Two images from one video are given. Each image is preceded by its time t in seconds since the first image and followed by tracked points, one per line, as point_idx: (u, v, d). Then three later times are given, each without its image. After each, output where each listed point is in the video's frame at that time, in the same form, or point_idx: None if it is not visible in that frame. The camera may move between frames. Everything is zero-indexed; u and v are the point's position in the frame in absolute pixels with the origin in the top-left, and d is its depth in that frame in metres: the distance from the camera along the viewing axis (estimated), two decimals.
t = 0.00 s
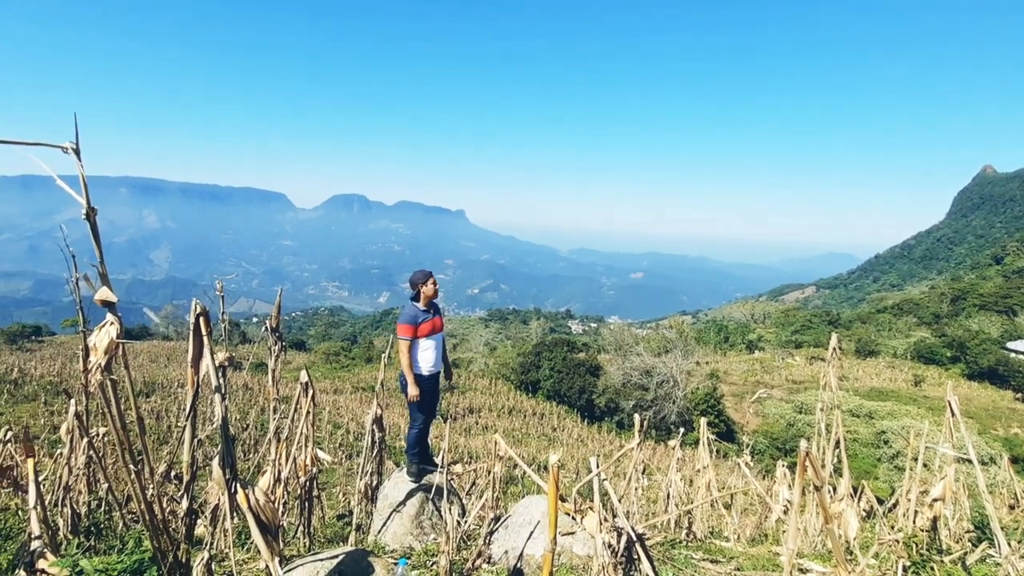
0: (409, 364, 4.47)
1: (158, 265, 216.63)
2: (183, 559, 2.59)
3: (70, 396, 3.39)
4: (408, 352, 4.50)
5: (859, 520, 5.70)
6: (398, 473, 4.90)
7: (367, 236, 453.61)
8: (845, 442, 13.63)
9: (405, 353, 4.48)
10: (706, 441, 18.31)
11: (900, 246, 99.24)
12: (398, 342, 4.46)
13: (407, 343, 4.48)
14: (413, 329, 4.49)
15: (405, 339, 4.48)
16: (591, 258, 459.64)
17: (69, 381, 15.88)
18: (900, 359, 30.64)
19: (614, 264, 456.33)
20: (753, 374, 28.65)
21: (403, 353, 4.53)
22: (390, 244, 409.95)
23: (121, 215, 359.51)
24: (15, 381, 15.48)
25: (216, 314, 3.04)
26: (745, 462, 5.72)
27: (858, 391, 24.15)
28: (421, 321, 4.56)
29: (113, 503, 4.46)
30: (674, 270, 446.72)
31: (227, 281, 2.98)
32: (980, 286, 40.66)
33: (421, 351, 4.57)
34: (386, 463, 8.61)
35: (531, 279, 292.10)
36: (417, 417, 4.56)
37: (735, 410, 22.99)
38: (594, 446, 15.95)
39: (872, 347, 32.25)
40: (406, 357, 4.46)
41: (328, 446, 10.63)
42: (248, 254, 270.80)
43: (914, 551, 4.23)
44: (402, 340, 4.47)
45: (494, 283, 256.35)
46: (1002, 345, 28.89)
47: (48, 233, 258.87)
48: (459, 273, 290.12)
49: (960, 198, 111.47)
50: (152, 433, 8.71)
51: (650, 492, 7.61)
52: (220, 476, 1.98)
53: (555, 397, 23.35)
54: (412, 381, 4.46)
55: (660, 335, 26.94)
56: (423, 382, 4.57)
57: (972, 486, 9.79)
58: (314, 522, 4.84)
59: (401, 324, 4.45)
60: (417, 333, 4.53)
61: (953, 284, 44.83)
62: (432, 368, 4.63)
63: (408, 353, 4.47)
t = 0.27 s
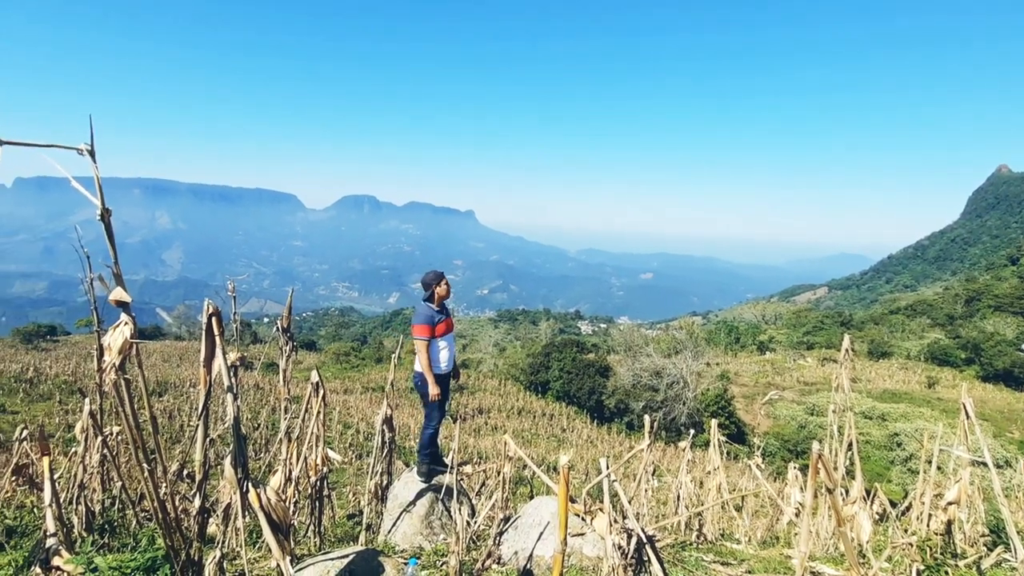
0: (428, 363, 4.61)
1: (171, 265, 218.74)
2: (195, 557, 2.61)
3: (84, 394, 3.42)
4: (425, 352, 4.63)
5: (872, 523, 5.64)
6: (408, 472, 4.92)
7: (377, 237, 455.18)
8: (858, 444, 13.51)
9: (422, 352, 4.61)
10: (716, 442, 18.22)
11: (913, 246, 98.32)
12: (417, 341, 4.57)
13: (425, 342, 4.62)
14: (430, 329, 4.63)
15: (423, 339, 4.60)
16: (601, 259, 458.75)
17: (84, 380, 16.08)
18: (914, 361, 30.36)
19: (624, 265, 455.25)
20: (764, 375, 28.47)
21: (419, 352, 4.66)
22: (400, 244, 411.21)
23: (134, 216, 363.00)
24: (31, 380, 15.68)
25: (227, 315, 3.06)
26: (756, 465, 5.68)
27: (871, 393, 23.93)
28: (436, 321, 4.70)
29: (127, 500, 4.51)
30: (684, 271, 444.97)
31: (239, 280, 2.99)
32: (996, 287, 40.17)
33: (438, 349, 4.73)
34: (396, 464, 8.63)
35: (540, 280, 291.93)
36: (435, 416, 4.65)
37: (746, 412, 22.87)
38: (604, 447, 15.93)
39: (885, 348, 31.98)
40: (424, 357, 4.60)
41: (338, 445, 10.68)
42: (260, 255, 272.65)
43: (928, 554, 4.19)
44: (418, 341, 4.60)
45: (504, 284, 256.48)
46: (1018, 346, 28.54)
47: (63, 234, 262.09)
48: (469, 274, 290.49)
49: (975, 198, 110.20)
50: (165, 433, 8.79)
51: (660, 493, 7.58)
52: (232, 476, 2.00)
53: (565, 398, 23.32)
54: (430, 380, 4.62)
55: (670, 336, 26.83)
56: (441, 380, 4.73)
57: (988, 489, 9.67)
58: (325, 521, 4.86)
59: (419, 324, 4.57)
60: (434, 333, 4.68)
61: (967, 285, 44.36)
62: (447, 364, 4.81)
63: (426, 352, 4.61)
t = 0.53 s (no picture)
0: (443, 362, 4.64)
1: (182, 265, 220.52)
2: (207, 556, 2.63)
3: (97, 394, 3.46)
4: (440, 350, 4.66)
5: (884, 526, 5.59)
6: (418, 473, 4.93)
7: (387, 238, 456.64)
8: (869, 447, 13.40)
9: (438, 352, 4.64)
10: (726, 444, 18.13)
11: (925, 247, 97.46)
12: (432, 340, 4.60)
13: (440, 342, 4.66)
14: (445, 329, 4.67)
15: (438, 339, 4.63)
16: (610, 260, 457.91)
17: (97, 380, 16.25)
18: (926, 363, 30.11)
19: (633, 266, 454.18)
20: (774, 377, 28.30)
21: (433, 351, 4.68)
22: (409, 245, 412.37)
23: (146, 217, 366.26)
24: (45, 379, 15.86)
25: (239, 315, 3.08)
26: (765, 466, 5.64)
27: (883, 395, 23.71)
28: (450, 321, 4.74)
29: (139, 499, 4.55)
30: (694, 272, 443.27)
31: (249, 281, 3.01)
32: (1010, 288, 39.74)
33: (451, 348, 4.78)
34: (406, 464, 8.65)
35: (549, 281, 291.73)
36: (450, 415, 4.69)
37: (756, 414, 22.76)
38: (613, 449, 15.90)
39: (896, 350, 31.75)
40: (440, 356, 4.64)
41: (348, 446, 10.72)
42: (270, 255, 274.28)
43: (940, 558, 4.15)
44: (434, 340, 4.63)
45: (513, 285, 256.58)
46: None
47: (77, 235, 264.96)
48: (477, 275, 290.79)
49: (988, 198, 109.08)
50: (176, 432, 8.86)
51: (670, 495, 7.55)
52: (243, 474, 2.02)
53: (574, 399, 23.30)
54: (446, 379, 4.65)
55: (679, 337, 26.74)
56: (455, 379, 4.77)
57: (1002, 493, 9.56)
58: (334, 521, 4.87)
59: (436, 323, 4.60)
60: (449, 333, 4.72)
61: (981, 287, 43.89)
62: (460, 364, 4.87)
63: (441, 351, 4.64)
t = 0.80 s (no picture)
0: (457, 361, 4.67)
1: (192, 266, 222.05)
2: (216, 555, 2.65)
3: (109, 393, 3.48)
4: (454, 350, 4.70)
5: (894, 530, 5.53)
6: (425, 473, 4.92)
7: (395, 238, 457.83)
8: (880, 450, 13.29)
9: (453, 351, 4.67)
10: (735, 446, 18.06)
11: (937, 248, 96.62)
12: (447, 339, 4.64)
13: (454, 341, 4.70)
14: (459, 328, 4.73)
15: (452, 338, 4.67)
16: (618, 261, 457.05)
17: (109, 379, 16.41)
18: (937, 365, 29.87)
19: (642, 267, 453.16)
20: (784, 379, 28.14)
21: (448, 351, 4.71)
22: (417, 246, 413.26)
23: (157, 218, 369.10)
24: (57, 378, 16.03)
25: (248, 315, 3.09)
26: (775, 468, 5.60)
27: (894, 397, 23.52)
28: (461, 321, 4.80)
29: (150, 498, 4.58)
30: (703, 273, 441.64)
31: (259, 282, 3.03)
32: None
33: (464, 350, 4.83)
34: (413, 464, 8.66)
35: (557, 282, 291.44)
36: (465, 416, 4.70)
37: (765, 416, 22.66)
38: (621, 450, 15.86)
39: (908, 353, 31.55)
40: (455, 356, 4.67)
41: (356, 446, 10.76)
42: (279, 256, 275.63)
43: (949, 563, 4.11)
44: (449, 340, 4.67)
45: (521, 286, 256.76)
46: None
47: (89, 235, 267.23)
48: (486, 276, 291.05)
49: (1002, 199, 107.99)
50: (186, 431, 8.92)
51: (679, 498, 7.51)
52: (252, 474, 2.03)
53: (581, 400, 23.27)
54: (461, 379, 4.67)
55: (688, 338, 26.65)
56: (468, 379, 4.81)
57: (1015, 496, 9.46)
58: (343, 520, 4.89)
59: (451, 323, 4.65)
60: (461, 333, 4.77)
61: (993, 288, 43.48)
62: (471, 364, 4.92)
63: (456, 351, 4.68)
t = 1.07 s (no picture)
0: (472, 361, 4.69)
1: (203, 266, 223.60)
2: (226, 553, 2.68)
3: (121, 392, 3.52)
4: (468, 350, 4.72)
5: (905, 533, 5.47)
6: (433, 473, 4.93)
7: (403, 239, 459.02)
8: (890, 453, 13.19)
9: (467, 352, 4.70)
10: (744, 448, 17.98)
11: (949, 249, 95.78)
12: (462, 339, 4.66)
13: (468, 341, 4.72)
14: (472, 328, 4.77)
15: (466, 338, 4.69)
16: (626, 262, 456.08)
17: (120, 378, 16.57)
18: (949, 367, 29.62)
19: (650, 268, 451.97)
20: (793, 381, 27.98)
21: (462, 351, 4.73)
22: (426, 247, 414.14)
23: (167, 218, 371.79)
24: (69, 377, 16.19)
25: (258, 315, 3.11)
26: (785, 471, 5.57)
27: (905, 400, 23.32)
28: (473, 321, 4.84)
29: (161, 496, 4.61)
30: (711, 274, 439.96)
31: (269, 281, 3.05)
32: None
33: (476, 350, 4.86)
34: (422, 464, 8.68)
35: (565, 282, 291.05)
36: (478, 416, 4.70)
37: (775, 418, 22.55)
38: (629, 451, 15.83)
39: (919, 355, 31.31)
40: (469, 356, 4.68)
41: (364, 445, 10.79)
42: (289, 257, 277.04)
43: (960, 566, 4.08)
44: (463, 340, 4.69)
45: (529, 287, 256.74)
46: None
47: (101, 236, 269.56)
48: (494, 277, 291.17)
49: (1015, 200, 106.89)
50: (197, 430, 8.99)
51: (687, 500, 7.48)
52: (263, 471, 2.05)
53: (589, 401, 23.25)
54: (477, 378, 4.70)
55: (696, 340, 26.56)
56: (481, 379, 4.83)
57: None
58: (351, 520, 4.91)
59: (465, 323, 4.68)
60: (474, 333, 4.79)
61: (1007, 290, 43.05)
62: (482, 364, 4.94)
63: (470, 351, 4.70)
